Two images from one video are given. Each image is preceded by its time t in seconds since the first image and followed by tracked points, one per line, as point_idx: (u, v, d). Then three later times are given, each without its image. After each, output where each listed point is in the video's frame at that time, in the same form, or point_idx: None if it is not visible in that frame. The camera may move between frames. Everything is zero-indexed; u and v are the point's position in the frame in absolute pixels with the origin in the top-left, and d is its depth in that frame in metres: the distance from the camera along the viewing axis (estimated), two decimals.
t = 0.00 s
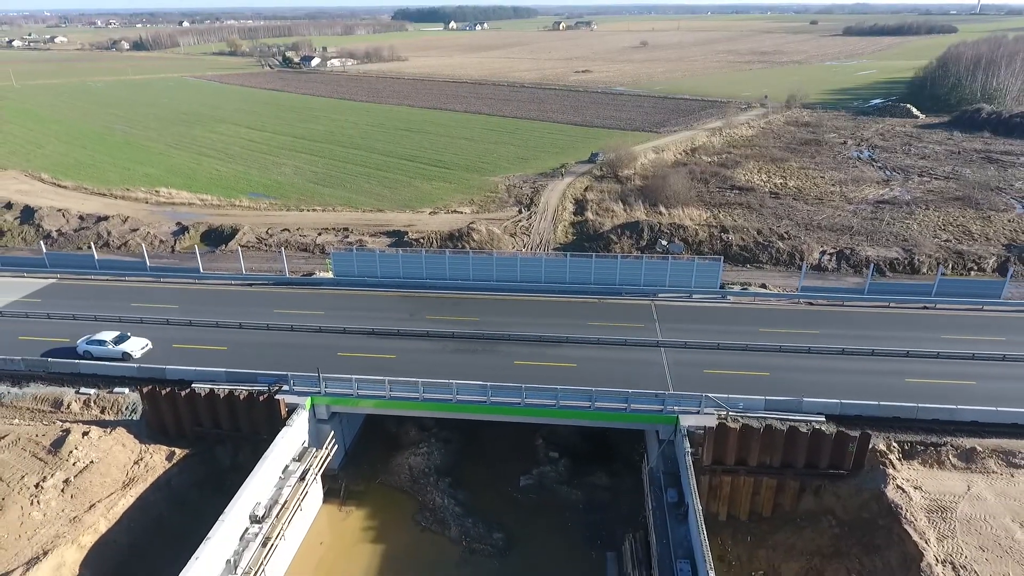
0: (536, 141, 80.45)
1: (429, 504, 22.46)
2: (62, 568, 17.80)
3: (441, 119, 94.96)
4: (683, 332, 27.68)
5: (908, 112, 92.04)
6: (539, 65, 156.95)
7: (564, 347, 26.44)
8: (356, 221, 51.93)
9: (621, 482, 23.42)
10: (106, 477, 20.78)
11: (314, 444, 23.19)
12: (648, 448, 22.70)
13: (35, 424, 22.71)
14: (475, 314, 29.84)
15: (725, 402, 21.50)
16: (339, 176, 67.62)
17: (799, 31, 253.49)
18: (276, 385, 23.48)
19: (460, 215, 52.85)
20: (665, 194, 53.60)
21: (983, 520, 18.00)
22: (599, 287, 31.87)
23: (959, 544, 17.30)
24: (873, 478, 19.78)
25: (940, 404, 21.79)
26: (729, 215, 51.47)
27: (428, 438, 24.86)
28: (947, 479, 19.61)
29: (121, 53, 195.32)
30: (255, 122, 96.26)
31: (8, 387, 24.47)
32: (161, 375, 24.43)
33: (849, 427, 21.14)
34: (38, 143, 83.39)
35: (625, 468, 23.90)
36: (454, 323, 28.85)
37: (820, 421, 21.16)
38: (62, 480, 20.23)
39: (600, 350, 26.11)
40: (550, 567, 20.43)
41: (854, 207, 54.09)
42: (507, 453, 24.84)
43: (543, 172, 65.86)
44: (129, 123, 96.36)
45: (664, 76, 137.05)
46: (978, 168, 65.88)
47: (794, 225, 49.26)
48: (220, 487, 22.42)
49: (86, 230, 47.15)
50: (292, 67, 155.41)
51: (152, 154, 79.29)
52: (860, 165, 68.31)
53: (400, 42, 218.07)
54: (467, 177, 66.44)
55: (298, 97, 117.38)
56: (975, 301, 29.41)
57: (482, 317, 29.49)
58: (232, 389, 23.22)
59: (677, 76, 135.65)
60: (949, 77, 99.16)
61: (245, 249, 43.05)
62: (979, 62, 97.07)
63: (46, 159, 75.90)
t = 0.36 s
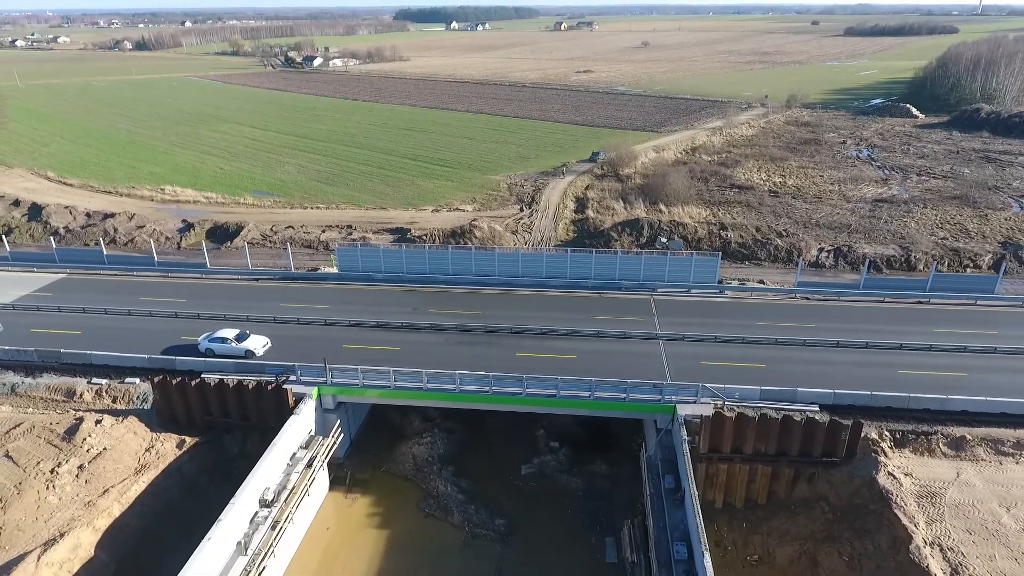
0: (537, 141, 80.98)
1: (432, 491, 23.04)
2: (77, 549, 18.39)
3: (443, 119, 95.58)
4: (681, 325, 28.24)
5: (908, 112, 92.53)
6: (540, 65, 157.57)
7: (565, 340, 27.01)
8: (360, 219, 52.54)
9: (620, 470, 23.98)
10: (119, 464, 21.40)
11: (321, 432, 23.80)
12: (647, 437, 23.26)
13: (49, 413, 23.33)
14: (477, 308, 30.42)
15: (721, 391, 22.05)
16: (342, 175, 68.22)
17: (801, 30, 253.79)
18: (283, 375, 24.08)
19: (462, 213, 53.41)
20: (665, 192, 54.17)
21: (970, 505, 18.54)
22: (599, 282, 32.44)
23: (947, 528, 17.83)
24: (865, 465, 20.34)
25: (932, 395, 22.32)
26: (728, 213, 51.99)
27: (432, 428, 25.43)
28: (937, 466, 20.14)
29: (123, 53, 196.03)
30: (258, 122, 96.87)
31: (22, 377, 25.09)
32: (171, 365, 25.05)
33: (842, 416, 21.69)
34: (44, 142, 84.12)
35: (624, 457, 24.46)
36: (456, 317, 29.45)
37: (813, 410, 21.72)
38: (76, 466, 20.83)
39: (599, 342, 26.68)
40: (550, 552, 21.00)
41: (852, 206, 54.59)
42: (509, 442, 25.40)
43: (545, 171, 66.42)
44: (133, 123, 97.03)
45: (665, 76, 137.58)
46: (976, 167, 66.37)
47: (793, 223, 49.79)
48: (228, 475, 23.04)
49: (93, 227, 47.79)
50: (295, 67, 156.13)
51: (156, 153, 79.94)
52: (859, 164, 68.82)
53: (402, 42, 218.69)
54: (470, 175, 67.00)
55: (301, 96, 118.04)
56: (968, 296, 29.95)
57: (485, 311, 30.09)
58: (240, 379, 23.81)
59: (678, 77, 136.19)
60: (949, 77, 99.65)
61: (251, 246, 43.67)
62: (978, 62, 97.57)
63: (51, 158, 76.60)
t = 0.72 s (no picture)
0: (538, 140, 81.49)
1: (436, 479, 23.62)
2: (92, 532, 18.99)
3: (445, 118, 96.11)
4: (679, 318, 28.80)
5: (908, 112, 93.02)
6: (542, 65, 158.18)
7: (565, 332, 27.58)
8: (363, 216, 53.11)
9: (619, 459, 24.54)
10: (131, 451, 21.99)
11: (327, 421, 24.38)
12: (645, 426, 23.81)
13: (62, 402, 23.91)
14: (480, 302, 31.00)
15: (717, 382, 22.61)
16: (344, 173, 68.77)
17: (801, 31, 253.84)
18: (290, 366, 24.68)
19: (464, 210, 53.98)
20: (665, 191, 54.70)
21: (959, 491, 19.08)
22: (599, 277, 33.01)
23: (935, 513, 18.37)
24: (857, 452, 20.87)
25: (923, 386, 22.86)
26: (727, 211, 52.49)
27: (435, 418, 26.00)
28: (927, 454, 20.68)
29: (125, 52, 196.62)
30: (261, 121, 97.51)
31: (35, 368, 25.71)
32: (180, 357, 25.63)
33: (835, 406, 22.24)
34: (49, 140, 84.77)
35: (623, 447, 25.01)
36: (459, 310, 30.03)
37: (808, 400, 22.27)
38: (90, 452, 21.40)
39: (599, 335, 27.25)
40: (551, 538, 21.58)
41: (851, 204, 55.07)
42: (510, 432, 25.96)
43: (546, 170, 66.93)
44: (137, 122, 97.72)
45: (666, 76, 138.10)
46: (975, 166, 66.86)
47: (791, 221, 50.29)
48: (236, 462, 23.61)
49: (99, 224, 48.39)
50: (297, 67, 156.80)
51: (160, 151, 80.54)
52: (858, 163, 69.32)
53: (404, 42, 219.34)
54: (472, 174, 67.50)
55: (303, 96, 118.73)
56: (962, 291, 30.46)
57: (487, 305, 30.64)
58: (248, 370, 24.40)
59: (679, 76, 136.64)
60: (948, 77, 100.14)
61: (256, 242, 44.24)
62: (978, 62, 98.04)
63: (57, 156, 77.34)
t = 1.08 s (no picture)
0: (540, 139, 82.02)
1: (439, 468, 24.19)
2: (107, 516, 19.58)
3: (447, 118, 96.69)
4: (678, 313, 29.36)
5: (908, 112, 93.46)
6: (543, 64, 158.74)
7: (565, 326, 28.16)
8: (366, 214, 53.70)
9: (618, 449, 25.11)
10: (142, 439, 22.58)
11: (333, 411, 24.97)
12: (644, 417, 24.40)
13: (75, 392, 24.54)
14: (482, 296, 31.55)
15: (714, 373, 23.16)
16: (347, 172, 69.35)
17: (803, 31, 254.04)
18: (297, 357, 25.27)
19: (466, 208, 54.55)
20: (665, 189, 55.25)
21: (948, 478, 19.62)
22: (600, 273, 33.58)
23: (925, 498, 18.90)
24: (850, 441, 21.40)
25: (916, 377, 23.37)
26: (726, 210, 53.00)
27: (438, 410, 26.58)
28: (919, 443, 21.21)
29: (127, 52, 197.32)
30: (264, 120, 98.16)
31: (48, 360, 26.32)
32: (190, 348, 26.22)
33: (830, 397, 22.77)
34: (54, 139, 85.50)
35: (622, 437, 25.57)
36: (461, 304, 30.60)
37: (802, 390, 22.80)
38: (102, 440, 22.00)
39: (599, 328, 27.82)
40: (552, 524, 22.13)
41: (849, 203, 55.57)
42: (512, 423, 26.52)
43: (547, 169, 67.45)
44: (141, 121, 98.40)
45: (667, 76, 138.60)
46: (973, 166, 67.30)
47: (790, 219, 50.80)
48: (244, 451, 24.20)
49: (106, 221, 49.07)
50: (299, 66, 157.50)
51: (165, 150, 81.23)
52: (857, 162, 69.81)
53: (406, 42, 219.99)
54: (474, 173, 68.03)
55: (305, 96, 119.38)
56: (955, 287, 31.03)
57: (489, 300, 31.21)
58: (256, 361, 24.99)
59: (680, 76, 137.16)
60: (948, 77, 100.59)
61: (261, 239, 44.86)
62: (978, 62, 98.49)
63: (62, 155, 78.04)
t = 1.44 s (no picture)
0: (541, 138, 82.55)
1: (442, 458, 24.76)
2: (122, 500, 20.18)
3: (449, 117, 97.26)
4: (677, 307, 29.94)
5: (907, 112, 93.94)
6: (545, 64, 159.27)
7: (566, 320, 28.73)
8: (369, 212, 54.29)
9: (617, 439, 25.66)
10: (154, 428, 23.20)
11: (338, 402, 25.59)
12: (642, 407, 24.98)
13: (88, 383, 25.16)
14: (484, 291, 32.12)
15: (711, 364, 23.73)
16: (350, 171, 69.95)
17: (804, 31, 254.43)
18: (304, 349, 25.88)
19: (468, 206, 55.15)
20: (665, 187, 55.82)
21: (938, 466, 20.15)
22: (600, 268, 34.15)
23: (915, 485, 19.43)
24: (843, 430, 21.94)
25: (909, 368, 23.93)
26: (726, 207, 53.54)
27: (441, 401, 27.16)
28: (910, 432, 21.75)
29: (129, 52, 197.85)
30: (267, 119, 98.78)
31: (60, 352, 26.93)
32: (199, 341, 26.82)
33: (824, 387, 23.33)
34: (59, 138, 86.24)
35: (621, 428, 26.14)
36: (464, 299, 31.18)
37: (797, 381, 23.35)
38: (115, 429, 22.59)
39: (599, 322, 28.40)
40: (553, 511, 22.70)
41: (848, 201, 56.09)
42: (513, 414, 27.08)
43: (548, 168, 67.99)
44: (145, 120, 99.00)
45: (667, 76, 139.10)
46: (972, 165, 67.77)
47: (789, 216, 51.34)
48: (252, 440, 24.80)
49: (113, 219, 49.72)
50: (301, 66, 158.14)
51: (169, 149, 81.90)
52: (856, 161, 70.34)
53: (408, 42, 220.56)
54: (476, 171, 68.59)
55: (308, 95, 120.03)
56: (949, 283, 31.60)
57: (492, 294, 31.79)
58: (264, 353, 25.59)
59: (681, 76, 137.64)
60: (948, 77, 101.08)
61: (266, 236, 45.47)
62: (977, 62, 98.98)
63: (68, 153, 78.76)
